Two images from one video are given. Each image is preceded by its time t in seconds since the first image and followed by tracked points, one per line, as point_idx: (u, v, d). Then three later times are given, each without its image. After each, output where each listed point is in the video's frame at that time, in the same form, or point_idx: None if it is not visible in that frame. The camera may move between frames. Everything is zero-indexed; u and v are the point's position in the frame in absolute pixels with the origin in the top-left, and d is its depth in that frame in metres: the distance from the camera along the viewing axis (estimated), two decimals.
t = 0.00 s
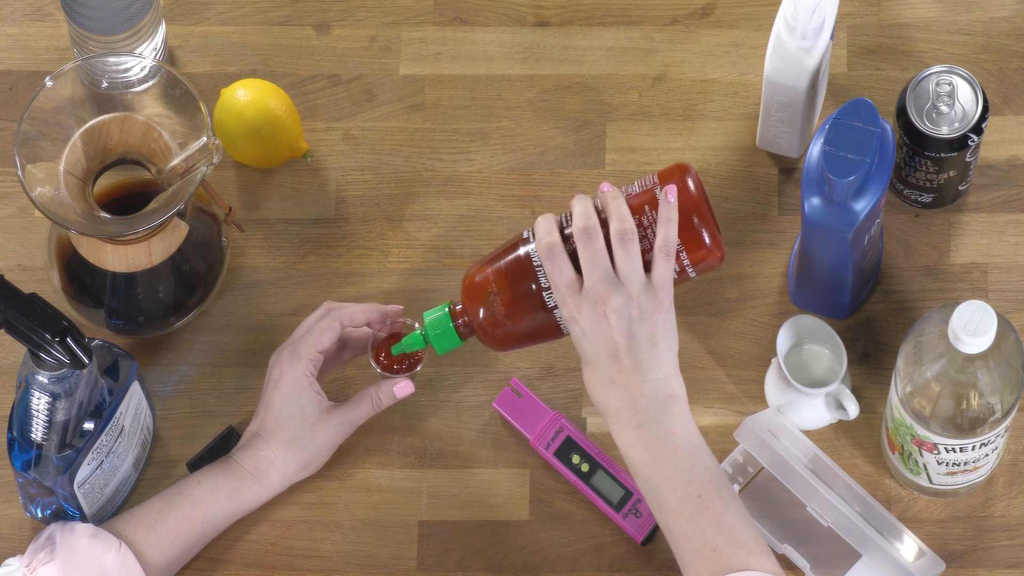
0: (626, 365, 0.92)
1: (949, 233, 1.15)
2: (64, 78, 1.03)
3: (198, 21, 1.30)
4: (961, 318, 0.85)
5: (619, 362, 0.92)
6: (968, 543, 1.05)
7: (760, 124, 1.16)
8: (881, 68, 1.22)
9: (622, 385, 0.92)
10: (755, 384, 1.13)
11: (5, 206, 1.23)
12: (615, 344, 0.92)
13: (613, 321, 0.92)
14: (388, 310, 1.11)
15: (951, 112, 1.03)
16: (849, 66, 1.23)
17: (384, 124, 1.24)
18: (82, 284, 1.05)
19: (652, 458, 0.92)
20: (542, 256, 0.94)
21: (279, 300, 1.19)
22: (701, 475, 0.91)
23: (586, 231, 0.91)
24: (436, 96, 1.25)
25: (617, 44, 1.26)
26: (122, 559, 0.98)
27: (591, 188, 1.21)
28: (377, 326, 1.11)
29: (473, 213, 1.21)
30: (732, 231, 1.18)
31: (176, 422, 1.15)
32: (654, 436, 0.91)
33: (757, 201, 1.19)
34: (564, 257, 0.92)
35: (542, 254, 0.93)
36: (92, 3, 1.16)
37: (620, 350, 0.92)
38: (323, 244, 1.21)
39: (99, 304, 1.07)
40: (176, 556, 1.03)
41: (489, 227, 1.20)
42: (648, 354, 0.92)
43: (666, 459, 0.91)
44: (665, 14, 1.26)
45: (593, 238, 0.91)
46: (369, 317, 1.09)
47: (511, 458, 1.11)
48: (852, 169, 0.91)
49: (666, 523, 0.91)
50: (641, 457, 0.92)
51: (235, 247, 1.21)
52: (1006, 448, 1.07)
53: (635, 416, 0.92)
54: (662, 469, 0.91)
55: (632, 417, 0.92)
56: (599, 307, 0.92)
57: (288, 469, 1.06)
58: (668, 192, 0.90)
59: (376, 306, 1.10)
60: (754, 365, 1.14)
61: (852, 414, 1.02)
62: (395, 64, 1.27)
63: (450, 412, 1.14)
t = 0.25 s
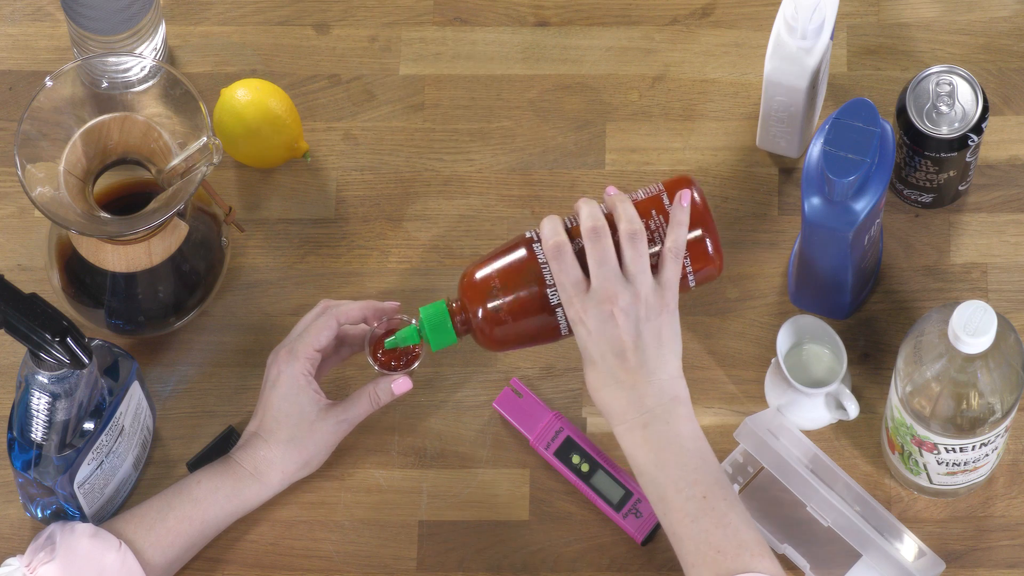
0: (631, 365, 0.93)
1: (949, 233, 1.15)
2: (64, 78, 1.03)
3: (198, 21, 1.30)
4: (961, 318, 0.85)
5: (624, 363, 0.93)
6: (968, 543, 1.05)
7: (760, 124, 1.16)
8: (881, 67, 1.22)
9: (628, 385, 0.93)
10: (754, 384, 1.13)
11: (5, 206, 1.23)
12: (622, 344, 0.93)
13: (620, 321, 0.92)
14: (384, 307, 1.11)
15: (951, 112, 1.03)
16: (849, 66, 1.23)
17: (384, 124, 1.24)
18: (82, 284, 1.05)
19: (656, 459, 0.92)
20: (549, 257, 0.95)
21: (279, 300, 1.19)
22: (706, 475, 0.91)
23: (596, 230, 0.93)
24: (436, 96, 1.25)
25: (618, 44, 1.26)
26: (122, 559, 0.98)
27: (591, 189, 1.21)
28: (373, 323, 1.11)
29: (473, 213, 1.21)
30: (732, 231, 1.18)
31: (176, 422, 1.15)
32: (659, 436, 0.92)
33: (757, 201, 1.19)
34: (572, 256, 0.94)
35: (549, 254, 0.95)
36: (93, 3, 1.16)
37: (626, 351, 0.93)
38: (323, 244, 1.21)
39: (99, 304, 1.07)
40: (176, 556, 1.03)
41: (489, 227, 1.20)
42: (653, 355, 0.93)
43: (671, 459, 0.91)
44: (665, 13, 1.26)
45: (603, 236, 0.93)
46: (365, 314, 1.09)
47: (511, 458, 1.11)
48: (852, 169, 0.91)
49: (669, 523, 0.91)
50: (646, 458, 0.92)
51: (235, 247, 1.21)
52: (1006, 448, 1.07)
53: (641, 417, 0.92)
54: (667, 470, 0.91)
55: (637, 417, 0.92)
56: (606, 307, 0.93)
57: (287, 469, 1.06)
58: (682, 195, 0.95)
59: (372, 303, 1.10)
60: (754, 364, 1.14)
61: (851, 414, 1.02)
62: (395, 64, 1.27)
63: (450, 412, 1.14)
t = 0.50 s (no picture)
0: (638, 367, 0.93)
1: (949, 233, 1.15)
2: (64, 78, 1.03)
3: (198, 21, 1.30)
4: (961, 318, 0.85)
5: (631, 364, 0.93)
6: (968, 543, 1.05)
7: (759, 123, 1.17)
8: (881, 68, 1.22)
9: (633, 388, 0.93)
10: (754, 384, 1.13)
11: (5, 206, 1.23)
12: (628, 348, 0.93)
13: (627, 324, 0.93)
14: (383, 306, 1.11)
15: (951, 112, 1.03)
16: (849, 66, 1.23)
17: (384, 124, 1.24)
18: (82, 284, 1.05)
19: (662, 461, 0.92)
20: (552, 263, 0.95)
21: (279, 300, 1.19)
22: (711, 479, 0.92)
23: (603, 236, 0.94)
24: (436, 96, 1.25)
25: (618, 44, 1.26)
26: (121, 559, 0.98)
27: (591, 189, 1.21)
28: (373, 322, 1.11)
29: (473, 213, 1.21)
30: (732, 231, 1.18)
31: (176, 422, 1.15)
32: (665, 439, 0.92)
33: (757, 201, 1.19)
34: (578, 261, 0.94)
35: (554, 258, 0.94)
36: (93, 3, 1.16)
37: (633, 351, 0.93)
38: (323, 244, 1.21)
39: (99, 304, 1.07)
40: (176, 556, 1.03)
41: (489, 227, 1.20)
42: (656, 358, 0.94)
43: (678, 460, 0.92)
44: (665, 14, 1.26)
45: (609, 240, 0.94)
46: (364, 313, 1.10)
47: (511, 458, 1.11)
48: (853, 169, 0.91)
49: (673, 526, 0.92)
50: (652, 460, 0.92)
51: (235, 247, 1.21)
52: (1006, 448, 1.07)
53: (646, 420, 0.93)
54: (672, 472, 0.92)
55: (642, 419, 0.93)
56: (614, 308, 0.93)
57: (287, 469, 1.06)
58: (684, 208, 0.97)
59: (371, 302, 1.10)
60: (754, 364, 1.14)
61: (852, 414, 1.02)
62: (395, 64, 1.27)
63: (450, 412, 1.13)
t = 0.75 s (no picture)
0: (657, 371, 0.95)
1: (949, 233, 1.15)
2: (64, 78, 1.03)
3: (198, 21, 1.30)
4: (961, 318, 0.85)
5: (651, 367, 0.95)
6: (968, 543, 1.05)
7: (759, 123, 1.16)
8: (881, 68, 1.22)
9: (651, 390, 0.95)
10: (754, 384, 1.13)
11: (5, 206, 1.23)
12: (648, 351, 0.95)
13: (648, 327, 0.95)
14: (385, 307, 1.10)
15: (951, 112, 1.03)
16: (849, 66, 1.23)
17: (384, 124, 1.24)
18: (82, 284, 1.05)
19: (676, 462, 0.94)
20: (574, 263, 0.95)
21: (279, 300, 1.19)
22: (723, 483, 0.94)
23: (625, 238, 0.96)
24: (436, 96, 1.25)
25: (618, 44, 1.26)
26: (121, 559, 0.98)
27: (591, 189, 1.21)
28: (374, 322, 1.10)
29: (473, 213, 1.21)
30: (732, 230, 1.18)
31: (176, 422, 1.15)
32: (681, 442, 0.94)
33: (757, 201, 1.19)
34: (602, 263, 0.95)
35: (580, 258, 0.95)
36: (93, 3, 1.16)
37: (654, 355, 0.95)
38: (323, 244, 1.21)
39: (99, 304, 1.07)
40: (176, 556, 1.03)
41: (489, 227, 1.20)
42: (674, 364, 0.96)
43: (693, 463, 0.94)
44: (665, 14, 1.26)
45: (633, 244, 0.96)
46: (364, 313, 1.09)
47: (511, 458, 1.11)
48: (852, 170, 0.91)
49: (683, 526, 0.93)
50: (666, 461, 0.94)
51: (235, 247, 1.21)
52: (1006, 448, 1.07)
53: (663, 422, 0.95)
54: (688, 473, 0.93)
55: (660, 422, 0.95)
56: (638, 311, 0.95)
57: (287, 469, 1.06)
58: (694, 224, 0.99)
59: (371, 303, 1.09)
60: (754, 364, 1.14)
61: (852, 414, 1.02)
62: (395, 64, 1.27)
63: (450, 412, 1.13)
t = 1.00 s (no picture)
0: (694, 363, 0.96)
1: (949, 233, 1.15)
2: (64, 78, 1.03)
3: (198, 21, 1.30)
4: (961, 318, 0.85)
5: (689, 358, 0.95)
6: (968, 543, 1.05)
7: (759, 124, 1.17)
8: (881, 67, 1.22)
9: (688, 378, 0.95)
10: (754, 384, 1.13)
11: (5, 206, 1.23)
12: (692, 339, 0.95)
13: (696, 317, 0.96)
14: (385, 308, 1.11)
15: (951, 112, 1.03)
16: (849, 66, 1.22)
17: (384, 124, 1.24)
18: (82, 285, 1.05)
19: (700, 454, 0.94)
20: (661, 234, 0.94)
21: (279, 300, 1.19)
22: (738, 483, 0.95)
23: (696, 226, 0.96)
24: (436, 96, 1.25)
25: (617, 44, 1.26)
26: (121, 559, 0.98)
27: (591, 189, 1.21)
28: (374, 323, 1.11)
29: (473, 213, 1.21)
30: (732, 231, 1.18)
31: (177, 422, 1.15)
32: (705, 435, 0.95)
33: (757, 201, 1.19)
34: (694, 243, 0.96)
35: (664, 229, 0.95)
36: (93, 3, 1.16)
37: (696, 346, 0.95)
38: (323, 244, 1.21)
39: (99, 304, 1.07)
40: (176, 556, 1.03)
41: (489, 226, 1.20)
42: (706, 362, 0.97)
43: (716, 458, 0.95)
44: (665, 13, 1.26)
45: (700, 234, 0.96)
46: (366, 314, 1.09)
47: (511, 458, 1.11)
48: (852, 170, 0.91)
49: (698, 515, 0.94)
50: (689, 451, 0.94)
51: (235, 247, 1.21)
52: (1006, 448, 1.07)
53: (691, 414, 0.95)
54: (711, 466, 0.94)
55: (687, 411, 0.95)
56: (696, 299, 0.95)
57: (287, 470, 1.06)
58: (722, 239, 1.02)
59: (372, 303, 1.10)
60: (753, 364, 1.14)
61: (852, 414, 1.02)
62: (395, 64, 1.27)
63: (450, 412, 1.13)
